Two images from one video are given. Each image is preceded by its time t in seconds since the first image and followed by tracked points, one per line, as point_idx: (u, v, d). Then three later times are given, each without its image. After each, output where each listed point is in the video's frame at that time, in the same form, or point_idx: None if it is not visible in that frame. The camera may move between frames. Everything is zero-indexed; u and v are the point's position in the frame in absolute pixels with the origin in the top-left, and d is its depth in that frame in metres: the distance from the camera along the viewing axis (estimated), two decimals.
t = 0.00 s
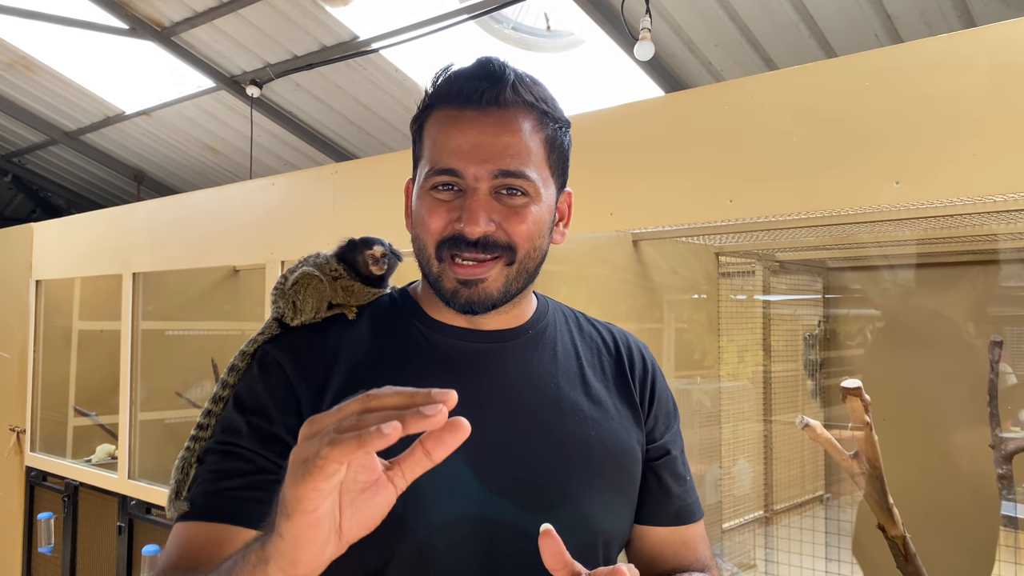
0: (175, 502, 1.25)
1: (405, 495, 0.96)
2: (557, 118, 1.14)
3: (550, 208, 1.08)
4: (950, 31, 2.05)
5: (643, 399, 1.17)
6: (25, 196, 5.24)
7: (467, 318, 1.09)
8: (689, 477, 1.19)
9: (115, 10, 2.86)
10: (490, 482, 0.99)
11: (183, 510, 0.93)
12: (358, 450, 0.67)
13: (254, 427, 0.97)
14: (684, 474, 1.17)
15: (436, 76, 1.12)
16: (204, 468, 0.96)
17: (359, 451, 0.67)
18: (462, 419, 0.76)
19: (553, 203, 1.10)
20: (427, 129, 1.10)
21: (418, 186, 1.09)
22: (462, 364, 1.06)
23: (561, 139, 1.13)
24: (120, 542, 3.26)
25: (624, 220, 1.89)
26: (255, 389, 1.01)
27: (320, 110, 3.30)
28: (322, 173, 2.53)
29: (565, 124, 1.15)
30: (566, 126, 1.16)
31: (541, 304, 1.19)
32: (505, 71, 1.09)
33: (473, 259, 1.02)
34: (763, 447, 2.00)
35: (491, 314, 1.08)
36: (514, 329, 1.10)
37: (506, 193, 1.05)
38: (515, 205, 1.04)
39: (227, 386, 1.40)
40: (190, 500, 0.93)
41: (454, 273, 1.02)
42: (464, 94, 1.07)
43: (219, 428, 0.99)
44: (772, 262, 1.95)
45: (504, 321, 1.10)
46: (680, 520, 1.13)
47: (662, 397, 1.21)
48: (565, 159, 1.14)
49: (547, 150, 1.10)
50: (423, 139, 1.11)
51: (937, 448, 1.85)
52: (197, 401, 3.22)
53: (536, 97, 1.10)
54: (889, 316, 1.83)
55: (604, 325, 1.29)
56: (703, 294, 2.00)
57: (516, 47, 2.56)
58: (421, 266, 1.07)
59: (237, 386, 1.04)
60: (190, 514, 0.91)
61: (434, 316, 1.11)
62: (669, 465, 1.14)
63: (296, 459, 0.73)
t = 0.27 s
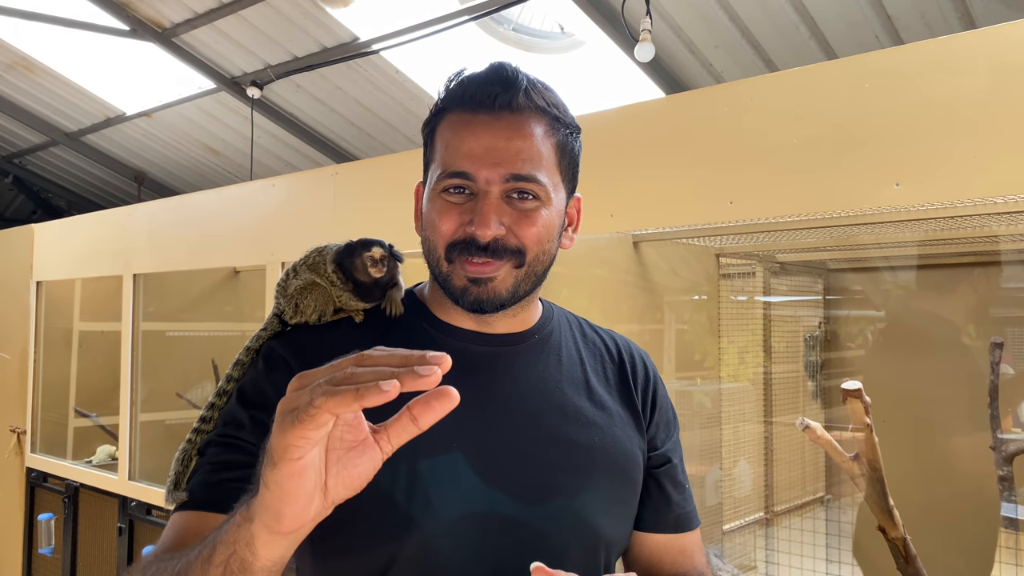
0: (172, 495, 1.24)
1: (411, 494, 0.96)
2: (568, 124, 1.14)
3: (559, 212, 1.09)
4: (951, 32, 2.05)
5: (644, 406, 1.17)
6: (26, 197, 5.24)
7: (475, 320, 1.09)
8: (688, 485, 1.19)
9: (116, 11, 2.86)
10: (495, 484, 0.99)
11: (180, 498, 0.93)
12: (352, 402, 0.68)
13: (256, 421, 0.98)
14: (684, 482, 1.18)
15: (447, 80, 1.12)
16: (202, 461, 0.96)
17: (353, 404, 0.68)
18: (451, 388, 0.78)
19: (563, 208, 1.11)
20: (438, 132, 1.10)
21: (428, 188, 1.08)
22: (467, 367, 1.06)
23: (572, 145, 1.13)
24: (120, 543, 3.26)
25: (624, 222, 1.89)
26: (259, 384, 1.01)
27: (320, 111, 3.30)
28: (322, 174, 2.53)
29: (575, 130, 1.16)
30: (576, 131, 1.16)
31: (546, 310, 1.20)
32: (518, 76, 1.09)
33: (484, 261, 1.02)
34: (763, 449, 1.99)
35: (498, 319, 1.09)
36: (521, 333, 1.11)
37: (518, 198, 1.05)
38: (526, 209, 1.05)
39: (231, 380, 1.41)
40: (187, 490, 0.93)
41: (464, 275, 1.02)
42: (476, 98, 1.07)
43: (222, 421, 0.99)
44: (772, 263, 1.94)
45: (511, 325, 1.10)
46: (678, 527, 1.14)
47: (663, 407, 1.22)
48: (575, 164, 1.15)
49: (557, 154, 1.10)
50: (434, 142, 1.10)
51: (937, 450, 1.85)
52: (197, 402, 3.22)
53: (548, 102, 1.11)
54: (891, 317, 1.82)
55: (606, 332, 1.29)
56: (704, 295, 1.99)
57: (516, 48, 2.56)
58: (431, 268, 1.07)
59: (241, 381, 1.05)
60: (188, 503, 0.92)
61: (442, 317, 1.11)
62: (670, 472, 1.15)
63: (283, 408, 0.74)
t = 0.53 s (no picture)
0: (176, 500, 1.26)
1: (412, 496, 0.97)
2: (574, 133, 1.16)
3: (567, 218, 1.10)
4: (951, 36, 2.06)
5: (644, 407, 1.17)
6: (27, 199, 5.24)
7: (474, 324, 1.09)
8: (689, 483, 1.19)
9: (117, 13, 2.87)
10: (496, 486, 1.00)
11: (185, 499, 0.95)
12: (358, 379, 0.72)
13: (256, 424, 0.98)
14: (685, 480, 1.18)
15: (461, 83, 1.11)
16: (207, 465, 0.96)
17: (359, 381, 0.72)
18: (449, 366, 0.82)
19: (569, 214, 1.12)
20: (451, 134, 1.09)
21: (438, 190, 1.07)
22: (464, 369, 1.06)
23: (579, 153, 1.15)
24: (121, 545, 3.26)
25: (624, 224, 1.90)
26: (259, 387, 1.01)
27: (321, 113, 3.30)
28: (323, 177, 2.53)
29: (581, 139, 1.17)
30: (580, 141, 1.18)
31: (544, 312, 1.19)
32: (535, 82, 1.09)
33: (500, 265, 1.02)
34: (764, 451, 1.99)
35: (495, 320, 1.08)
36: (519, 336, 1.11)
37: (535, 204, 1.06)
38: (541, 214, 1.06)
39: (233, 384, 1.43)
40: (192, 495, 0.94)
41: (477, 277, 1.02)
42: (495, 102, 1.07)
43: (223, 424, 1.00)
44: (772, 265, 1.94)
45: (511, 328, 1.10)
46: (681, 525, 1.13)
47: (663, 406, 1.21)
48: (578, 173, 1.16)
49: (567, 161, 1.11)
50: (445, 143, 1.09)
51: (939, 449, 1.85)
52: (198, 403, 3.22)
53: (560, 111, 1.12)
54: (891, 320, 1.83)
55: (605, 333, 1.29)
56: (704, 296, 1.99)
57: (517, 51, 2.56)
58: (438, 270, 1.06)
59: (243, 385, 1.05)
60: (193, 504, 0.93)
61: (442, 322, 1.11)
62: (671, 471, 1.15)
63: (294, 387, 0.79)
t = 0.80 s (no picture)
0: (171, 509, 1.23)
1: (411, 494, 0.97)
2: (555, 129, 1.15)
3: (550, 213, 1.08)
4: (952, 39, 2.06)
5: (645, 403, 1.17)
6: (29, 200, 5.24)
7: (470, 325, 1.09)
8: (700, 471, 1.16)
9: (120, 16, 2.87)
10: (494, 483, 1.00)
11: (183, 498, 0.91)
12: (386, 373, 0.69)
13: (257, 422, 0.98)
14: (696, 470, 1.16)
15: (437, 89, 1.12)
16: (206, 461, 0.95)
17: (387, 376, 0.69)
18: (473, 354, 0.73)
19: (553, 211, 1.10)
20: (429, 139, 1.10)
21: (421, 194, 1.08)
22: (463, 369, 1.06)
23: (559, 148, 1.14)
24: (122, 547, 3.26)
25: (626, 227, 1.90)
26: (261, 389, 1.02)
27: (323, 115, 3.30)
28: (325, 179, 2.53)
29: (562, 135, 1.16)
30: (564, 137, 1.17)
31: (541, 311, 1.19)
32: (507, 82, 1.10)
33: (480, 265, 1.02)
34: (765, 453, 2.00)
35: (493, 320, 1.08)
36: (515, 335, 1.11)
37: (511, 201, 1.05)
38: (518, 212, 1.04)
39: (234, 388, 1.44)
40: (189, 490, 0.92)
41: (459, 278, 1.02)
42: (467, 104, 1.08)
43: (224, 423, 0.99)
44: (773, 267, 1.92)
45: (507, 327, 1.10)
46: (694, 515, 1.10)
47: (664, 399, 1.21)
48: (563, 170, 1.15)
49: (546, 157, 1.10)
50: (426, 148, 1.10)
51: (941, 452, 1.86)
52: (200, 405, 3.22)
53: (537, 108, 1.11)
54: (890, 321, 1.85)
55: (604, 330, 1.28)
56: (705, 299, 1.99)
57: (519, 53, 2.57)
58: (425, 273, 1.06)
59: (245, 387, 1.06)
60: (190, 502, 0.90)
61: (439, 325, 1.11)
62: (676, 463, 1.13)
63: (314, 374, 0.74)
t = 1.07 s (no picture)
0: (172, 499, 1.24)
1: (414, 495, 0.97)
2: (539, 122, 1.13)
3: (538, 208, 1.08)
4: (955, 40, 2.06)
5: (650, 402, 1.16)
6: (31, 201, 5.25)
7: (471, 324, 1.09)
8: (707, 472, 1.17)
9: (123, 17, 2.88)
10: (498, 483, 1.00)
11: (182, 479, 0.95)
12: (287, 283, 0.76)
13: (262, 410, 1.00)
14: (703, 471, 1.15)
15: (416, 92, 1.12)
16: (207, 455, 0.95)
17: (288, 285, 0.75)
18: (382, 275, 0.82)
19: (543, 203, 1.10)
20: (413, 143, 1.11)
21: (410, 199, 1.09)
22: (467, 367, 1.06)
23: (544, 141, 1.12)
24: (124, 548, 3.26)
25: (629, 228, 1.90)
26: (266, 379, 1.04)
27: (324, 116, 3.30)
28: (327, 180, 2.53)
29: (547, 126, 1.14)
30: (549, 129, 1.16)
31: (545, 310, 1.19)
32: (482, 81, 1.09)
33: (467, 266, 1.02)
34: (767, 455, 1.98)
35: (494, 320, 1.08)
36: (518, 335, 1.10)
37: (494, 198, 1.05)
38: (503, 209, 1.04)
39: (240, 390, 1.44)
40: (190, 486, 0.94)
41: (452, 281, 1.02)
42: (444, 107, 1.08)
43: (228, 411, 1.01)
44: (776, 269, 1.92)
45: (508, 326, 1.10)
46: (700, 515, 1.11)
47: (671, 399, 1.20)
48: (551, 163, 1.14)
49: (530, 152, 1.09)
50: (411, 154, 1.11)
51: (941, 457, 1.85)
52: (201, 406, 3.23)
53: (517, 103, 1.10)
54: (890, 321, 1.85)
55: (610, 329, 1.28)
56: (707, 300, 1.99)
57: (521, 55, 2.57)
58: (421, 277, 1.07)
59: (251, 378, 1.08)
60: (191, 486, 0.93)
61: (441, 324, 1.11)
62: (682, 463, 1.13)
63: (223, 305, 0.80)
